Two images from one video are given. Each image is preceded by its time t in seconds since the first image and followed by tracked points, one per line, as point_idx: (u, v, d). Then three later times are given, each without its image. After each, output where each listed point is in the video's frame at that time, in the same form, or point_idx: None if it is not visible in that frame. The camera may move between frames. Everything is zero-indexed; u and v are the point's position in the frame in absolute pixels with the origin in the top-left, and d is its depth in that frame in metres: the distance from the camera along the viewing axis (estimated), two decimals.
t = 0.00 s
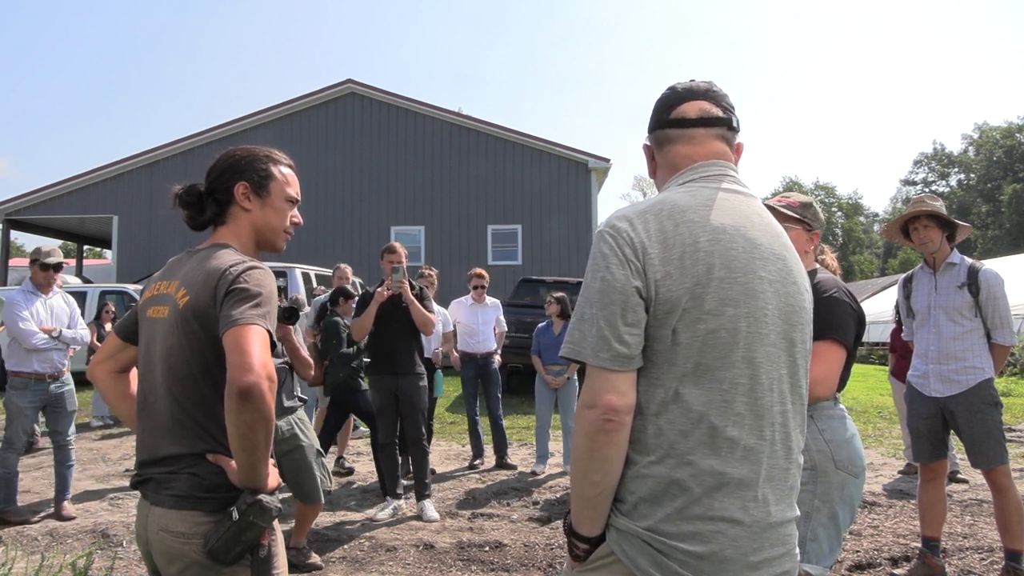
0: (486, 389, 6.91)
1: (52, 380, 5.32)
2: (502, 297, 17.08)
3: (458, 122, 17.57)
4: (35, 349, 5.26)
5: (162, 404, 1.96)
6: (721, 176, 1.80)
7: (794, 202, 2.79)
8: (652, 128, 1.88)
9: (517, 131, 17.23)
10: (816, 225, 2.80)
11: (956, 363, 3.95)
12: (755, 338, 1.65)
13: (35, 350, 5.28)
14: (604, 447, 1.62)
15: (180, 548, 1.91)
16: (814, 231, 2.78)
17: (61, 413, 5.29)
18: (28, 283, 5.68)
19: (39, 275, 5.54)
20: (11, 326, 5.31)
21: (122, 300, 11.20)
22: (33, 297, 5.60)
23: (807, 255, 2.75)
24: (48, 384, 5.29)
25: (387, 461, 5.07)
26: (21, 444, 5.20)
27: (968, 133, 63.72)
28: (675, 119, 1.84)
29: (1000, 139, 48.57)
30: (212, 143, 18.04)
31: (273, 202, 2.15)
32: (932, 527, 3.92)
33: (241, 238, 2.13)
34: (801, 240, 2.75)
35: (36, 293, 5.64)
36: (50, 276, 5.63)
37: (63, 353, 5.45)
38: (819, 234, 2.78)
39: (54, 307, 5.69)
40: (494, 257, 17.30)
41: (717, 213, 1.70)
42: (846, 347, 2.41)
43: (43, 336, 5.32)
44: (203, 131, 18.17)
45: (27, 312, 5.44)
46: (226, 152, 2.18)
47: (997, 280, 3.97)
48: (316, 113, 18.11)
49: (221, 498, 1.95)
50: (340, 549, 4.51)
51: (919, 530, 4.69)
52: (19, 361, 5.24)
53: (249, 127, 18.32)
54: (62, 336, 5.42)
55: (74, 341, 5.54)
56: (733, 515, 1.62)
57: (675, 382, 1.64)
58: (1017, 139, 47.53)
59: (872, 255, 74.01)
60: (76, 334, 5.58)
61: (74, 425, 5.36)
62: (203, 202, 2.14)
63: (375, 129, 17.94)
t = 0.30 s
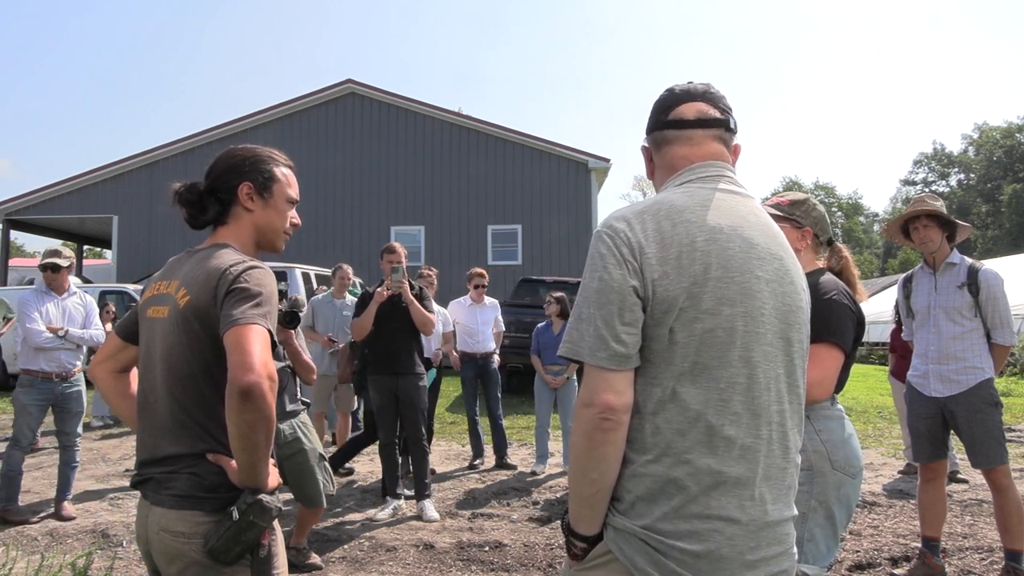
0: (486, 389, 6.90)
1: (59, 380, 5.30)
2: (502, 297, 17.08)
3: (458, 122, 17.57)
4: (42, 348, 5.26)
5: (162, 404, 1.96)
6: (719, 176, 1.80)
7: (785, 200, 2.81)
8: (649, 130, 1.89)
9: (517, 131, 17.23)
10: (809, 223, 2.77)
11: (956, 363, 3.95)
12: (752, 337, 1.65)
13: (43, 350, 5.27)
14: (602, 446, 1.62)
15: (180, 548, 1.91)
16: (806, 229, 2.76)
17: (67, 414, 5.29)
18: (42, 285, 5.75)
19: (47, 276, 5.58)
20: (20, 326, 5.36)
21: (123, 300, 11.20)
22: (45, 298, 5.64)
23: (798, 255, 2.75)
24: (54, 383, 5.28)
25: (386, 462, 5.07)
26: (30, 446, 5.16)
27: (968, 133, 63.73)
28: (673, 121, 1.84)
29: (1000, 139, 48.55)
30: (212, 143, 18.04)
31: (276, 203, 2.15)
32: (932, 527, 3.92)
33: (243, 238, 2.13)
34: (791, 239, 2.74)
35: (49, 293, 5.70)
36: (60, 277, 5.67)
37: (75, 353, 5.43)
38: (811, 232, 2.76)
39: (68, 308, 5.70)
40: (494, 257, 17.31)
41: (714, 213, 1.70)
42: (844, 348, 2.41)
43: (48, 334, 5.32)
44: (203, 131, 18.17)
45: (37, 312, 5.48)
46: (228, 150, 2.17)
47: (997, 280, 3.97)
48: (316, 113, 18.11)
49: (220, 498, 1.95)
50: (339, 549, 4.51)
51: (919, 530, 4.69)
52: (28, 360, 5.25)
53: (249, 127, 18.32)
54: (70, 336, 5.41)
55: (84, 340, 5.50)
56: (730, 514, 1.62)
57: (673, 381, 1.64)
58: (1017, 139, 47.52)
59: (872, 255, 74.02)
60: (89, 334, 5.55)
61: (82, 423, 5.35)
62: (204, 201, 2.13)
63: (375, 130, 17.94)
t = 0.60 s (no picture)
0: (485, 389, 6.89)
1: (62, 380, 5.29)
2: (502, 297, 17.07)
3: (458, 122, 17.57)
4: (43, 348, 5.25)
5: (163, 404, 1.96)
6: (716, 177, 1.80)
7: (786, 200, 2.81)
8: (646, 132, 1.89)
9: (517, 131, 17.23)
10: (811, 224, 2.77)
11: (956, 363, 3.95)
12: (748, 337, 1.65)
13: (45, 349, 5.27)
14: (600, 445, 1.62)
15: (180, 548, 1.91)
16: (807, 230, 2.76)
17: (68, 413, 5.29)
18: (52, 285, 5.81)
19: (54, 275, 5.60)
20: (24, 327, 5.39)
21: (123, 300, 11.20)
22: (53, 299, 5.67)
23: (798, 256, 2.74)
24: (56, 383, 5.27)
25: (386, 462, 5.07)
26: (31, 445, 5.16)
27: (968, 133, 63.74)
28: (670, 122, 1.84)
29: (1000, 139, 48.54)
30: (212, 143, 18.05)
31: (284, 206, 2.18)
32: (932, 527, 3.92)
33: (252, 241, 2.14)
34: (791, 238, 2.74)
35: (58, 294, 5.76)
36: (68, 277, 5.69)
37: (79, 354, 5.40)
38: (812, 233, 2.76)
39: (74, 308, 5.71)
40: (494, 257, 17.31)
41: (710, 213, 1.70)
42: (843, 349, 2.41)
43: (48, 334, 5.33)
44: (203, 131, 18.18)
45: (42, 312, 5.52)
46: (237, 149, 2.15)
47: (998, 280, 3.97)
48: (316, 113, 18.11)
49: (221, 498, 1.95)
50: (339, 549, 4.51)
51: (919, 530, 4.69)
52: (31, 359, 5.25)
53: (249, 127, 18.32)
54: (70, 335, 5.40)
55: (86, 341, 5.47)
56: (728, 513, 1.62)
57: (670, 380, 1.64)
58: (1017, 139, 47.53)
59: (873, 255, 74.01)
60: (92, 334, 5.53)
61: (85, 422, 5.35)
62: (214, 202, 2.11)
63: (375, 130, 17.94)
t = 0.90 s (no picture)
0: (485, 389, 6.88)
1: (60, 380, 5.28)
2: (502, 297, 17.07)
3: (458, 122, 17.57)
4: (41, 347, 5.25)
5: (163, 404, 1.96)
6: (714, 178, 1.80)
7: (781, 201, 2.81)
8: (644, 133, 1.89)
9: (517, 131, 17.23)
10: (811, 224, 2.78)
11: (956, 363, 3.95)
12: (748, 337, 1.65)
13: (43, 348, 5.27)
14: (600, 444, 1.62)
15: (180, 548, 1.91)
16: (806, 231, 2.76)
17: (68, 414, 5.29)
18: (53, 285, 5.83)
19: (54, 275, 5.60)
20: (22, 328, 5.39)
21: (122, 300, 11.21)
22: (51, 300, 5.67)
23: (798, 256, 2.75)
24: (55, 383, 5.27)
25: (387, 462, 5.07)
26: (31, 445, 5.16)
27: (968, 134, 63.77)
28: (668, 123, 1.84)
29: (1000, 139, 48.53)
30: (212, 143, 18.04)
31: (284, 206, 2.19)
32: (932, 527, 3.93)
33: (251, 241, 2.14)
34: (791, 239, 2.74)
35: (58, 293, 5.78)
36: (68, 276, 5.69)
37: (78, 353, 5.40)
38: (812, 233, 2.76)
39: (74, 308, 5.71)
40: (494, 257, 17.31)
41: (709, 213, 1.70)
42: (841, 349, 2.41)
43: (47, 334, 5.33)
44: (203, 131, 18.18)
45: (41, 312, 5.54)
46: (235, 149, 2.15)
47: (997, 280, 3.97)
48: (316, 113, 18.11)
49: (221, 498, 1.95)
50: (340, 549, 4.51)
51: (919, 530, 4.70)
52: (31, 358, 5.26)
53: (249, 127, 18.32)
54: (69, 335, 5.40)
55: (85, 340, 5.47)
56: (728, 512, 1.62)
57: (670, 380, 1.64)
58: (1017, 139, 47.54)
59: (873, 255, 74.02)
60: (91, 333, 5.53)
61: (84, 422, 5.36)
62: (217, 201, 2.10)
63: (375, 130, 17.94)
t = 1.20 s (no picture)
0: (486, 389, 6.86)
1: (59, 380, 5.30)
2: (502, 297, 17.07)
3: (458, 122, 17.57)
4: (39, 347, 5.26)
5: (162, 404, 1.96)
6: (714, 177, 1.80)
7: (796, 199, 2.79)
8: (644, 133, 1.89)
9: (517, 131, 17.23)
10: (817, 225, 2.79)
11: (956, 363, 3.95)
12: (748, 337, 1.65)
13: (41, 348, 5.27)
14: (600, 445, 1.62)
15: (180, 548, 1.91)
16: (814, 230, 2.77)
17: (69, 414, 5.30)
18: (49, 284, 5.80)
19: (52, 274, 5.60)
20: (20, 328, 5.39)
21: (122, 301, 11.21)
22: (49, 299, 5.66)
23: (806, 254, 2.74)
24: (53, 383, 5.28)
25: (387, 462, 5.07)
26: (31, 444, 5.16)
27: (967, 134, 63.78)
28: (669, 123, 1.84)
29: (1000, 139, 48.53)
30: (211, 143, 18.04)
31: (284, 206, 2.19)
32: (932, 527, 3.93)
33: (250, 240, 2.14)
34: (799, 237, 2.73)
35: (54, 293, 5.75)
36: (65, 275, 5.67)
37: (76, 353, 5.40)
38: (820, 233, 2.77)
39: (71, 307, 5.68)
40: (494, 257, 17.32)
41: (710, 213, 1.70)
42: (842, 348, 2.41)
43: (45, 334, 5.32)
44: (203, 131, 18.18)
45: (38, 312, 5.51)
46: (236, 149, 2.15)
47: (998, 280, 3.97)
48: (315, 114, 18.11)
49: (220, 498, 1.95)
50: (339, 549, 4.51)
51: (919, 530, 4.70)
52: (30, 359, 5.27)
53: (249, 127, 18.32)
54: (66, 334, 5.39)
55: (82, 339, 5.46)
56: (728, 513, 1.62)
57: (670, 380, 1.64)
58: (1017, 139, 47.54)
59: (873, 255, 74.03)
60: (89, 332, 5.51)
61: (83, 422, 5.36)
62: (217, 201, 2.10)
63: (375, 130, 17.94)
